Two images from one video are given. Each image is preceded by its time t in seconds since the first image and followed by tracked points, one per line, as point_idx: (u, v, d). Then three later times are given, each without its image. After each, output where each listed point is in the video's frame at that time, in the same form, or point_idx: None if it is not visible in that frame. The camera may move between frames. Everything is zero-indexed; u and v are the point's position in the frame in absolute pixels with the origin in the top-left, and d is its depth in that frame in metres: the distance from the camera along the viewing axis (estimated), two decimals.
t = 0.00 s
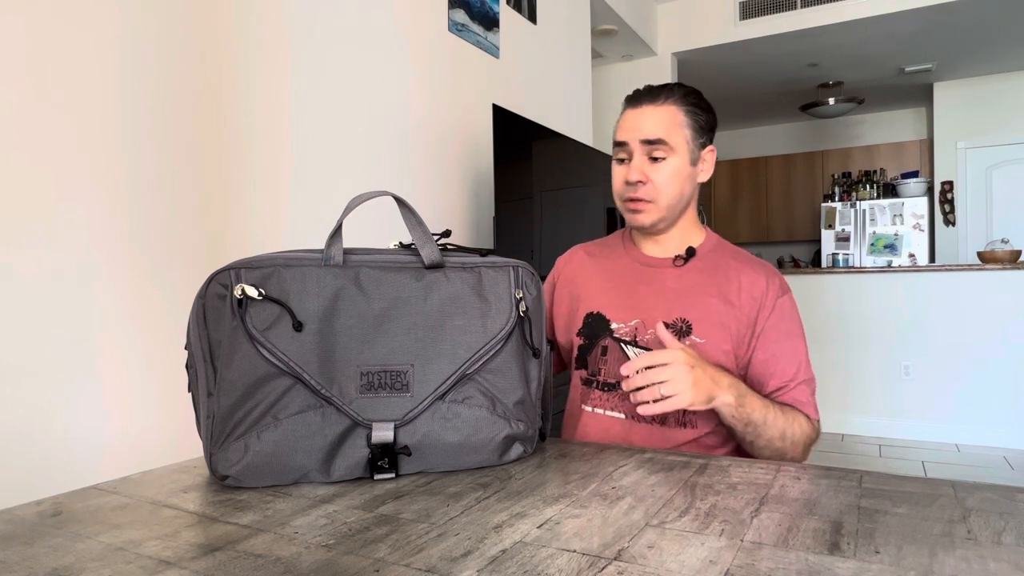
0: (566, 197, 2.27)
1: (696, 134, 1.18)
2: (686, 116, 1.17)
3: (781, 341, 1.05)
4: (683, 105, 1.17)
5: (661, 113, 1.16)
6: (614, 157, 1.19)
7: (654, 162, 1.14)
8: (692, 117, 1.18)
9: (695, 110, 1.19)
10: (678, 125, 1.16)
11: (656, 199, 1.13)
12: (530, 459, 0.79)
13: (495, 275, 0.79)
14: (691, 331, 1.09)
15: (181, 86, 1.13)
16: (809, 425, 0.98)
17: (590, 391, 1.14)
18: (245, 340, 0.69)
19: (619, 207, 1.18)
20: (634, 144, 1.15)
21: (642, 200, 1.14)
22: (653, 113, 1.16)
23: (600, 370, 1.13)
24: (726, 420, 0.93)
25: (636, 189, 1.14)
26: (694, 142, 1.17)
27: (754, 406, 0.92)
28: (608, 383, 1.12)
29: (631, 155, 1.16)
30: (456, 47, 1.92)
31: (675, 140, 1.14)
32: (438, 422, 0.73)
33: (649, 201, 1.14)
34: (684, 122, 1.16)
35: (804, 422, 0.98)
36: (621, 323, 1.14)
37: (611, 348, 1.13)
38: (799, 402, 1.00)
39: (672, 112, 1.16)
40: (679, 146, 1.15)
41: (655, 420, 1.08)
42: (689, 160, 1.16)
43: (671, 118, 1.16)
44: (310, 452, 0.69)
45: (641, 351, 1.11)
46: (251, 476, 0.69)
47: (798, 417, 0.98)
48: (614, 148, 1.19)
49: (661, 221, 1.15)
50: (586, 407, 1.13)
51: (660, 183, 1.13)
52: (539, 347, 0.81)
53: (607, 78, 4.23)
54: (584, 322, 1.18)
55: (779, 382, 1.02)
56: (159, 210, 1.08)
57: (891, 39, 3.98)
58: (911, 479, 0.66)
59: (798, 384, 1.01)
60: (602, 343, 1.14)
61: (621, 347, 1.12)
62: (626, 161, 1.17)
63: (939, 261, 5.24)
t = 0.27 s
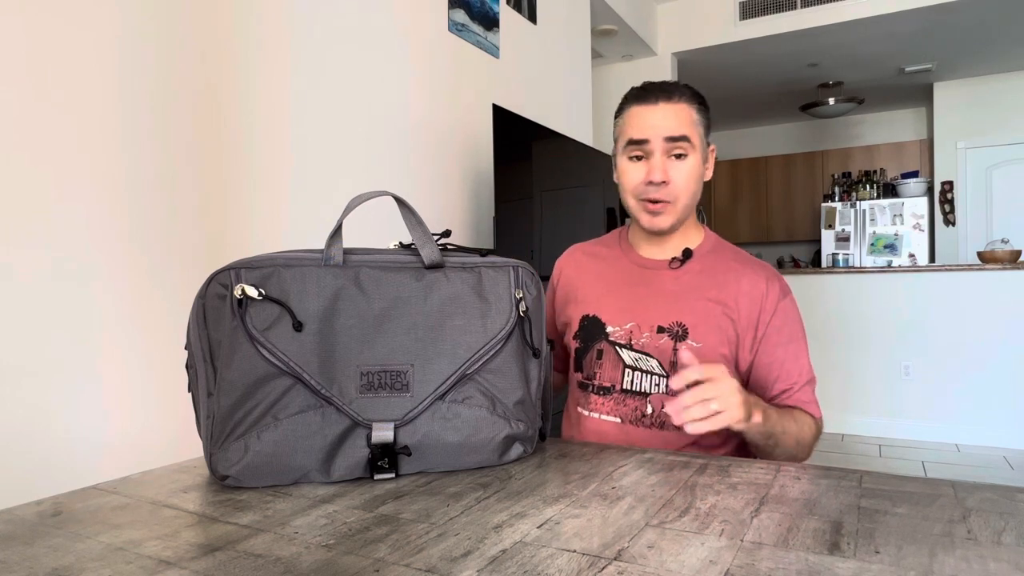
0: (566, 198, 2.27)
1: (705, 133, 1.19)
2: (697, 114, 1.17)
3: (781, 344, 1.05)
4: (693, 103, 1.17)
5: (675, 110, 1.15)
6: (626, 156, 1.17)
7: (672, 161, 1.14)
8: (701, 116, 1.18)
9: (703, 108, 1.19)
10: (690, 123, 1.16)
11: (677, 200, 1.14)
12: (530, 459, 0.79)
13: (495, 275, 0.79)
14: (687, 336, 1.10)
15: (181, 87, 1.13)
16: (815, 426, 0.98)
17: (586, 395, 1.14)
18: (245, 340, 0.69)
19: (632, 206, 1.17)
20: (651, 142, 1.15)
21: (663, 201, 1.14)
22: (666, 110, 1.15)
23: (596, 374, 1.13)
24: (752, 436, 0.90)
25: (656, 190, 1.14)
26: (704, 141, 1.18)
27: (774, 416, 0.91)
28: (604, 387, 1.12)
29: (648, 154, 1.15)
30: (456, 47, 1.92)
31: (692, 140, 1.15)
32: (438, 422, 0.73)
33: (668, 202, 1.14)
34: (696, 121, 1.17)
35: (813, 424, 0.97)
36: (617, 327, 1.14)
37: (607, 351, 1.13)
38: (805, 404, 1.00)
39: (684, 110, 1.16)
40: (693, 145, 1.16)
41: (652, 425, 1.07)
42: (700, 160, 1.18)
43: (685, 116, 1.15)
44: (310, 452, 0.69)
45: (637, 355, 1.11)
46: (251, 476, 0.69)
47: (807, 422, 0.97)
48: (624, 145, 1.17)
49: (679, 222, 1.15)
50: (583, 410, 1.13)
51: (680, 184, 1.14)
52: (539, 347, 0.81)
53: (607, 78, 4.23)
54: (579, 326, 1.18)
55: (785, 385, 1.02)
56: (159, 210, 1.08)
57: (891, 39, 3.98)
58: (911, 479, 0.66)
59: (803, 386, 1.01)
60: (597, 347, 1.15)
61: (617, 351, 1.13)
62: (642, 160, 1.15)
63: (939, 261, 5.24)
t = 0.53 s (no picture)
0: (565, 198, 2.28)
1: (695, 138, 1.15)
2: (684, 121, 1.14)
3: (780, 348, 1.04)
4: (682, 109, 1.15)
5: (658, 117, 1.12)
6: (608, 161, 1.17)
7: (648, 170, 1.11)
8: (691, 122, 1.15)
9: (694, 113, 1.16)
10: (675, 130, 1.13)
11: (648, 207, 1.12)
12: (530, 459, 0.79)
13: (495, 275, 0.79)
14: (686, 339, 1.09)
15: (181, 87, 1.13)
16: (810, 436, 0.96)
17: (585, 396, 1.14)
18: (245, 340, 0.69)
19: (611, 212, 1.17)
20: (626, 149, 1.13)
21: (635, 207, 1.12)
22: (650, 116, 1.13)
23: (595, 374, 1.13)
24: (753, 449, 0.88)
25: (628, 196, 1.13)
26: (693, 148, 1.14)
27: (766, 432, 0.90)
28: (602, 387, 1.12)
29: (623, 160, 1.13)
30: (456, 48, 1.92)
31: (670, 147, 1.11)
32: (438, 422, 0.73)
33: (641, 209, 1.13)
34: (682, 128, 1.14)
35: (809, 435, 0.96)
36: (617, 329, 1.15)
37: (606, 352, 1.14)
38: (803, 410, 0.99)
39: (669, 116, 1.13)
40: (679, 152, 1.12)
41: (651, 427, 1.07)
42: (686, 168, 1.13)
43: (669, 123, 1.13)
44: (310, 452, 0.69)
45: (637, 358, 1.11)
46: (251, 476, 0.69)
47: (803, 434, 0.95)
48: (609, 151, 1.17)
49: (653, 230, 1.14)
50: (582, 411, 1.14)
51: (654, 191, 1.11)
52: (539, 346, 0.81)
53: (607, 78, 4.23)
54: (580, 326, 1.19)
55: (783, 390, 1.02)
56: (159, 210, 1.08)
57: (891, 39, 3.98)
58: (911, 479, 0.66)
59: (801, 392, 1.00)
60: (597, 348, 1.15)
61: (616, 352, 1.13)
62: (620, 166, 1.14)
63: (939, 261, 5.24)
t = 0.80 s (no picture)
0: (566, 198, 2.28)
1: (701, 138, 1.15)
2: (690, 119, 1.14)
3: (780, 352, 1.04)
4: (688, 107, 1.14)
5: (664, 116, 1.12)
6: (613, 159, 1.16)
7: (654, 170, 1.11)
8: (697, 120, 1.15)
9: (700, 111, 1.15)
10: (681, 129, 1.12)
11: (654, 208, 1.12)
12: (530, 459, 0.79)
13: (495, 275, 0.79)
14: (689, 343, 1.09)
15: (181, 87, 1.13)
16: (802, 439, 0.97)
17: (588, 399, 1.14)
18: (245, 340, 0.69)
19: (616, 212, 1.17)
20: (632, 148, 1.12)
21: (641, 208, 1.12)
22: (656, 115, 1.12)
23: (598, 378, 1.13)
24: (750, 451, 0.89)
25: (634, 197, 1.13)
26: (699, 147, 1.14)
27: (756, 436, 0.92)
28: (605, 391, 1.12)
29: (629, 159, 1.13)
30: (456, 48, 1.92)
31: (677, 147, 1.11)
32: (438, 422, 0.73)
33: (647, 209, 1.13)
34: (688, 127, 1.13)
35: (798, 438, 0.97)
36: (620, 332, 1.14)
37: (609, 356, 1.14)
38: (803, 414, 1.00)
39: (675, 115, 1.13)
40: (684, 152, 1.12)
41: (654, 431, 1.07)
42: (692, 166, 1.13)
43: (675, 122, 1.12)
44: (310, 452, 0.69)
45: (641, 362, 1.11)
46: (251, 476, 0.69)
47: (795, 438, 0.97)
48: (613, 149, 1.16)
49: (658, 230, 1.14)
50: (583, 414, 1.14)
51: (660, 191, 1.11)
52: (539, 347, 0.81)
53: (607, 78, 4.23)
54: (582, 328, 1.19)
55: (783, 393, 1.02)
56: (159, 210, 1.08)
57: (891, 39, 3.98)
58: (911, 479, 0.66)
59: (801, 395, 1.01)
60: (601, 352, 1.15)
61: (620, 356, 1.13)
62: (625, 165, 1.14)
63: (939, 261, 5.24)
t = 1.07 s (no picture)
0: (566, 197, 2.28)
1: (706, 132, 1.15)
2: (696, 114, 1.14)
3: (782, 352, 1.04)
4: (693, 102, 1.14)
5: (671, 111, 1.11)
6: (619, 157, 1.15)
7: (664, 165, 1.10)
8: (703, 115, 1.15)
9: (705, 107, 1.15)
10: (689, 124, 1.12)
11: (666, 204, 1.11)
12: (530, 459, 0.79)
13: (495, 275, 0.79)
14: (690, 344, 1.08)
15: (182, 87, 1.13)
16: (809, 442, 0.97)
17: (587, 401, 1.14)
18: (245, 340, 0.69)
19: (625, 210, 1.15)
20: (642, 144, 1.11)
21: (652, 205, 1.11)
22: (663, 111, 1.11)
23: (598, 380, 1.13)
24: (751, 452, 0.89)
25: (645, 194, 1.11)
26: (705, 141, 1.14)
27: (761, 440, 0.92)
28: (605, 393, 1.12)
29: (638, 156, 1.12)
30: (456, 48, 1.92)
31: (687, 142, 1.11)
32: (438, 422, 0.73)
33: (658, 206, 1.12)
34: (695, 122, 1.13)
35: (806, 440, 0.97)
36: (620, 333, 1.14)
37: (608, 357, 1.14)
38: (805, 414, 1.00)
39: (682, 110, 1.12)
40: (691, 147, 1.12)
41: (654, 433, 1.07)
42: (700, 162, 1.13)
43: (682, 117, 1.12)
44: (310, 452, 0.69)
45: (640, 363, 1.11)
46: (251, 476, 0.69)
47: (800, 440, 0.96)
48: (618, 147, 1.15)
49: (668, 228, 1.14)
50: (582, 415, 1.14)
51: (671, 188, 1.11)
52: (539, 347, 0.81)
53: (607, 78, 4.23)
54: (582, 329, 1.19)
55: (784, 394, 1.02)
56: (159, 210, 1.08)
57: (891, 39, 3.98)
58: (911, 479, 0.66)
59: (803, 396, 1.01)
60: (600, 353, 1.15)
61: (619, 357, 1.13)
62: (634, 162, 1.12)
63: (939, 261, 5.24)
